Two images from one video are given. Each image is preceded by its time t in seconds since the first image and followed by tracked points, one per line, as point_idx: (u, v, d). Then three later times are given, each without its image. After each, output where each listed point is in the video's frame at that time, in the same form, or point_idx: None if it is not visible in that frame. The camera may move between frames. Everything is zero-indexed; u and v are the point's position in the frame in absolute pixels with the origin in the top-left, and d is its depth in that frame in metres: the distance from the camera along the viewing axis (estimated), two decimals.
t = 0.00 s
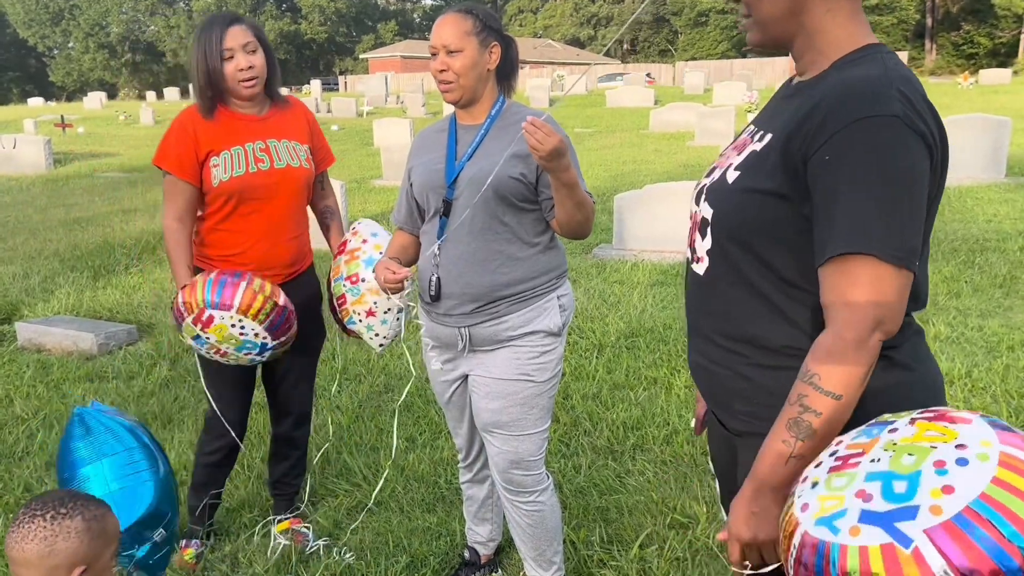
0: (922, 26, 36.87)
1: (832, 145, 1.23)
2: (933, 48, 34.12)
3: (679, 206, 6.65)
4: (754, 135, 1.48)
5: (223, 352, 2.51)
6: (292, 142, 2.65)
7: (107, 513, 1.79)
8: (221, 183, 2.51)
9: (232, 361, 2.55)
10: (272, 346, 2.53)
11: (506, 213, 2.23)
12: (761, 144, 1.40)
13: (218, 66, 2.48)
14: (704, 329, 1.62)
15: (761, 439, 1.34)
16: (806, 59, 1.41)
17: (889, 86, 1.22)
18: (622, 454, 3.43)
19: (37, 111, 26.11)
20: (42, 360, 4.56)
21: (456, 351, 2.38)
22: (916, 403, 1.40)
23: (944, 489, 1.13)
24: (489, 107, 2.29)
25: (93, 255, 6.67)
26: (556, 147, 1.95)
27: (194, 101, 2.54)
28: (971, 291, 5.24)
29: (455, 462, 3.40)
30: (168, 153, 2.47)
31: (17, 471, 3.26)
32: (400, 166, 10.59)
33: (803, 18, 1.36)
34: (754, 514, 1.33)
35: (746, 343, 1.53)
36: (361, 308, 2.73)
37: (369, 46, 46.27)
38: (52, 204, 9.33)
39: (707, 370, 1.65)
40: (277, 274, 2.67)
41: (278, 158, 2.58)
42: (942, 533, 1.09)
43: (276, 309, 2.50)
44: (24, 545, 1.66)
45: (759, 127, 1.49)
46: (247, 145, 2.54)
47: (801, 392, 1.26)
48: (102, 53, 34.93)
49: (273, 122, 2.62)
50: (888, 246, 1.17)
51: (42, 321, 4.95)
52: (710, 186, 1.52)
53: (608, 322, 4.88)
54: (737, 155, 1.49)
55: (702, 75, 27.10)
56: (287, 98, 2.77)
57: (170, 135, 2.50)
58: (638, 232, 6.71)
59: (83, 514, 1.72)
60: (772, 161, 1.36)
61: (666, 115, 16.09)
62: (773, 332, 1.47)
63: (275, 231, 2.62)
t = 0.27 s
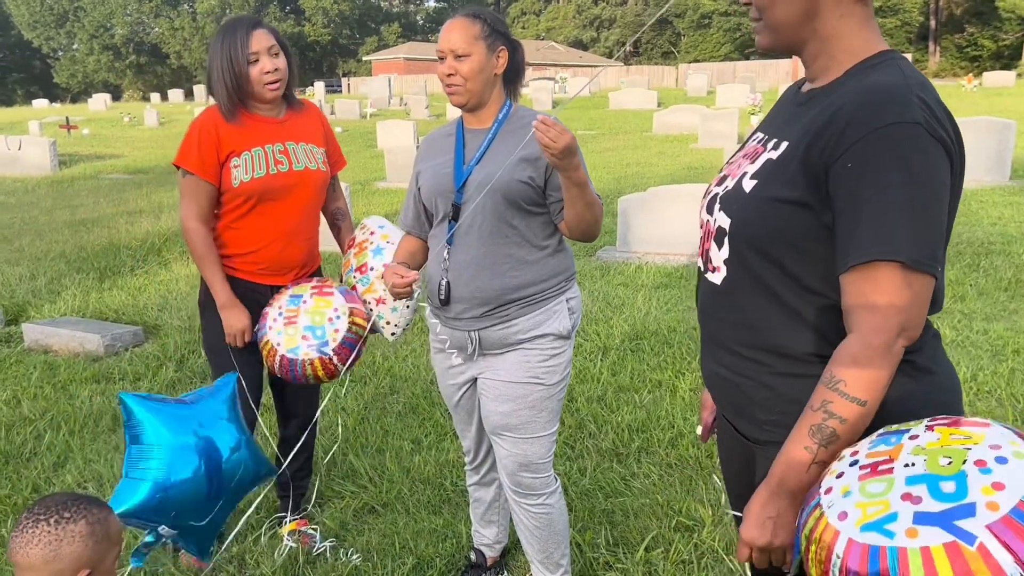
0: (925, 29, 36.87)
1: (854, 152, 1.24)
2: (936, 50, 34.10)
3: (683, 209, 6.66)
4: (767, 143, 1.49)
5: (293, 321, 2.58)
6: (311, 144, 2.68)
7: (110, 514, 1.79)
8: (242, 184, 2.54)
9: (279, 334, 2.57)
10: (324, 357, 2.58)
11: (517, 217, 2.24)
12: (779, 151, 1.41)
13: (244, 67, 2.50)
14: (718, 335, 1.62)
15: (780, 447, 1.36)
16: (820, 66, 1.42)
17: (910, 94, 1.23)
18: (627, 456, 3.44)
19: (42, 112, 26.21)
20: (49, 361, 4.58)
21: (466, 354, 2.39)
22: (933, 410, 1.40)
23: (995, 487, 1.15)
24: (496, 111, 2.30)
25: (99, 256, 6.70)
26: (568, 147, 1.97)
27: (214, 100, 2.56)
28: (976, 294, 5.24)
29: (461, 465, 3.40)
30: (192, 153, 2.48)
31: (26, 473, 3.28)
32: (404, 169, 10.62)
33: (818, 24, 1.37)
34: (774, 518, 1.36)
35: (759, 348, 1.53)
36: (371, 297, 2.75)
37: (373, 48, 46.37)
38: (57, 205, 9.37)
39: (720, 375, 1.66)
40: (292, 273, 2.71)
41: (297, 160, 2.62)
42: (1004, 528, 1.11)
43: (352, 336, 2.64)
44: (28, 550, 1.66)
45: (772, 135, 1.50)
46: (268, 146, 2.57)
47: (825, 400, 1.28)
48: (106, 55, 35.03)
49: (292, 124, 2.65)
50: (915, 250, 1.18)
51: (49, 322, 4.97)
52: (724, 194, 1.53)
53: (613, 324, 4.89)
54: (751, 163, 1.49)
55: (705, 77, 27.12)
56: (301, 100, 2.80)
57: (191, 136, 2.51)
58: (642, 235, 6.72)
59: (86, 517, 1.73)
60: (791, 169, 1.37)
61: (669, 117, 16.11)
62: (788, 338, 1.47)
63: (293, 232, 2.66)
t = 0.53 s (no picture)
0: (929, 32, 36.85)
1: (862, 151, 1.24)
2: (939, 54, 34.08)
3: (686, 211, 6.67)
4: (774, 141, 1.49)
5: (292, 338, 2.60)
6: (308, 145, 2.70)
7: (109, 510, 1.78)
8: (241, 183, 2.54)
9: (280, 353, 2.60)
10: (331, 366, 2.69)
11: (522, 217, 2.25)
12: (786, 150, 1.42)
13: (247, 65, 2.52)
14: (723, 332, 1.62)
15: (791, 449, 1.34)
16: (826, 63, 1.42)
17: (917, 93, 1.24)
18: (630, 457, 3.44)
19: (47, 115, 26.31)
20: (54, 361, 4.60)
21: (471, 353, 2.40)
22: (937, 407, 1.40)
23: (1007, 561, 1.16)
24: (502, 110, 2.31)
25: (103, 257, 6.71)
26: (575, 143, 1.98)
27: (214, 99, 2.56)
28: (979, 296, 5.23)
29: (464, 465, 3.41)
30: (190, 150, 2.48)
31: (30, 472, 3.29)
32: (407, 171, 10.64)
33: (825, 22, 1.37)
34: (789, 525, 1.32)
35: (763, 346, 1.52)
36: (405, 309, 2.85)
37: (377, 51, 46.46)
38: (62, 207, 9.41)
39: (724, 373, 1.65)
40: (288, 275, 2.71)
41: (295, 161, 2.63)
42: None
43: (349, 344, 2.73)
44: (27, 549, 1.64)
45: (778, 133, 1.50)
46: (266, 146, 2.58)
47: (838, 401, 1.27)
48: (111, 58, 35.15)
49: (289, 125, 2.67)
50: (924, 249, 1.18)
51: (54, 323, 4.98)
52: (730, 192, 1.53)
53: (616, 326, 4.90)
54: (757, 161, 1.50)
55: (708, 80, 27.13)
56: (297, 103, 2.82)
57: (190, 133, 2.51)
58: (645, 237, 6.73)
59: (85, 515, 1.71)
60: (799, 167, 1.37)
61: (673, 120, 16.12)
62: (793, 336, 1.47)
63: (290, 233, 2.67)
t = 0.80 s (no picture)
0: (932, 37, 36.85)
1: (854, 158, 1.24)
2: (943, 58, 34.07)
3: (689, 215, 6.66)
4: (773, 146, 1.49)
5: (259, 346, 2.50)
6: (291, 152, 2.69)
7: (102, 516, 1.78)
8: (220, 188, 2.53)
9: (263, 356, 2.54)
10: (308, 343, 2.60)
11: (521, 222, 2.25)
12: (782, 155, 1.42)
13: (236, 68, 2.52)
14: (723, 337, 1.62)
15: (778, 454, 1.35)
16: (825, 69, 1.42)
17: (912, 100, 1.24)
18: (632, 462, 3.43)
19: (52, 119, 26.39)
20: (56, 365, 4.60)
21: (470, 358, 2.39)
22: (936, 414, 1.39)
23: None
24: (502, 114, 2.31)
25: (105, 261, 6.73)
26: (577, 142, 1.98)
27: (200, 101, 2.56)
28: (982, 301, 5.22)
29: (465, 470, 3.40)
30: (169, 153, 2.47)
31: (31, 475, 3.29)
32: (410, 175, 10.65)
33: (824, 27, 1.37)
34: (770, 526, 1.36)
35: (761, 350, 1.52)
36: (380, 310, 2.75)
37: (380, 56, 46.56)
38: (65, 211, 9.43)
39: (724, 378, 1.65)
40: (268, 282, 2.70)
41: (277, 167, 2.63)
42: None
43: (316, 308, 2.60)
44: (20, 558, 1.65)
45: (778, 138, 1.49)
46: (248, 151, 2.58)
47: (821, 406, 1.28)
48: (116, 62, 35.25)
49: (272, 131, 2.67)
50: (916, 258, 1.18)
51: (56, 327, 4.99)
52: (728, 197, 1.52)
53: (618, 330, 4.89)
54: (756, 166, 1.49)
55: (711, 84, 27.14)
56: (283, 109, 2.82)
57: (169, 136, 2.51)
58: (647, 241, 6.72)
59: (78, 522, 1.71)
60: (794, 174, 1.37)
61: (675, 124, 16.13)
62: (792, 343, 1.46)
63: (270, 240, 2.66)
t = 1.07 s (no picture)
0: (932, 42, 36.89)
1: (849, 168, 1.25)
2: (943, 64, 34.12)
3: (690, 221, 6.67)
4: (773, 154, 1.50)
5: (238, 359, 2.45)
6: (270, 161, 2.69)
7: (106, 524, 1.77)
8: (198, 196, 2.53)
9: (231, 370, 2.47)
10: (281, 361, 2.56)
11: (520, 229, 2.25)
12: (782, 164, 1.42)
13: (221, 74, 2.52)
14: (724, 345, 1.62)
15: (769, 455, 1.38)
16: (827, 78, 1.43)
17: (910, 110, 1.24)
18: (634, 468, 3.43)
19: (55, 125, 26.45)
20: (59, 371, 4.60)
21: (470, 365, 2.40)
22: (936, 423, 1.40)
23: None
24: (503, 122, 2.32)
25: (108, 267, 6.74)
26: (575, 150, 1.98)
27: (182, 108, 2.57)
28: (984, 306, 5.22)
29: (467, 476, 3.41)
30: (146, 160, 2.48)
31: (34, 482, 3.29)
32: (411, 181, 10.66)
33: (824, 36, 1.38)
34: (755, 520, 1.39)
35: (761, 357, 1.53)
36: (321, 319, 2.59)
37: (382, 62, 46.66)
38: (68, 217, 9.44)
39: (726, 386, 1.65)
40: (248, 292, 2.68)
41: (256, 175, 2.62)
42: None
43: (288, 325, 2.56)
44: (24, 566, 1.65)
45: (779, 146, 1.50)
46: (227, 159, 2.57)
47: (807, 410, 1.31)
48: (118, 68, 35.33)
49: (253, 140, 2.66)
50: (908, 269, 1.19)
51: (59, 333, 5.00)
52: (728, 205, 1.53)
53: (620, 336, 4.90)
54: (756, 175, 1.50)
55: (712, 90, 27.17)
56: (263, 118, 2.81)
57: (148, 143, 2.51)
58: (649, 247, 6.73)
59: (81, 530, 1.71)
60: (792, 183, 1.38)
61: (676, 130, 16.15)
62: (792, 350, 1.47)
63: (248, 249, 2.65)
